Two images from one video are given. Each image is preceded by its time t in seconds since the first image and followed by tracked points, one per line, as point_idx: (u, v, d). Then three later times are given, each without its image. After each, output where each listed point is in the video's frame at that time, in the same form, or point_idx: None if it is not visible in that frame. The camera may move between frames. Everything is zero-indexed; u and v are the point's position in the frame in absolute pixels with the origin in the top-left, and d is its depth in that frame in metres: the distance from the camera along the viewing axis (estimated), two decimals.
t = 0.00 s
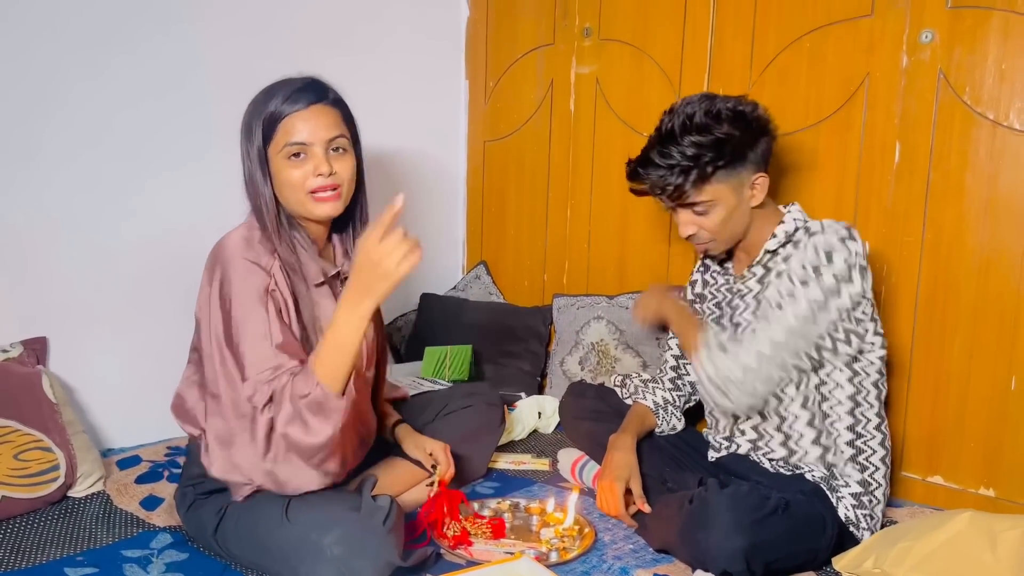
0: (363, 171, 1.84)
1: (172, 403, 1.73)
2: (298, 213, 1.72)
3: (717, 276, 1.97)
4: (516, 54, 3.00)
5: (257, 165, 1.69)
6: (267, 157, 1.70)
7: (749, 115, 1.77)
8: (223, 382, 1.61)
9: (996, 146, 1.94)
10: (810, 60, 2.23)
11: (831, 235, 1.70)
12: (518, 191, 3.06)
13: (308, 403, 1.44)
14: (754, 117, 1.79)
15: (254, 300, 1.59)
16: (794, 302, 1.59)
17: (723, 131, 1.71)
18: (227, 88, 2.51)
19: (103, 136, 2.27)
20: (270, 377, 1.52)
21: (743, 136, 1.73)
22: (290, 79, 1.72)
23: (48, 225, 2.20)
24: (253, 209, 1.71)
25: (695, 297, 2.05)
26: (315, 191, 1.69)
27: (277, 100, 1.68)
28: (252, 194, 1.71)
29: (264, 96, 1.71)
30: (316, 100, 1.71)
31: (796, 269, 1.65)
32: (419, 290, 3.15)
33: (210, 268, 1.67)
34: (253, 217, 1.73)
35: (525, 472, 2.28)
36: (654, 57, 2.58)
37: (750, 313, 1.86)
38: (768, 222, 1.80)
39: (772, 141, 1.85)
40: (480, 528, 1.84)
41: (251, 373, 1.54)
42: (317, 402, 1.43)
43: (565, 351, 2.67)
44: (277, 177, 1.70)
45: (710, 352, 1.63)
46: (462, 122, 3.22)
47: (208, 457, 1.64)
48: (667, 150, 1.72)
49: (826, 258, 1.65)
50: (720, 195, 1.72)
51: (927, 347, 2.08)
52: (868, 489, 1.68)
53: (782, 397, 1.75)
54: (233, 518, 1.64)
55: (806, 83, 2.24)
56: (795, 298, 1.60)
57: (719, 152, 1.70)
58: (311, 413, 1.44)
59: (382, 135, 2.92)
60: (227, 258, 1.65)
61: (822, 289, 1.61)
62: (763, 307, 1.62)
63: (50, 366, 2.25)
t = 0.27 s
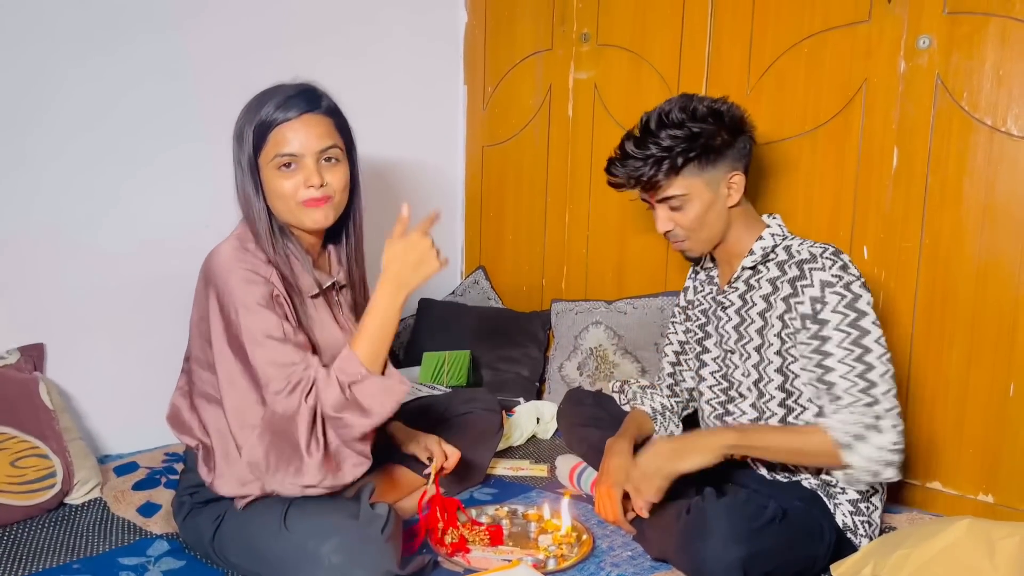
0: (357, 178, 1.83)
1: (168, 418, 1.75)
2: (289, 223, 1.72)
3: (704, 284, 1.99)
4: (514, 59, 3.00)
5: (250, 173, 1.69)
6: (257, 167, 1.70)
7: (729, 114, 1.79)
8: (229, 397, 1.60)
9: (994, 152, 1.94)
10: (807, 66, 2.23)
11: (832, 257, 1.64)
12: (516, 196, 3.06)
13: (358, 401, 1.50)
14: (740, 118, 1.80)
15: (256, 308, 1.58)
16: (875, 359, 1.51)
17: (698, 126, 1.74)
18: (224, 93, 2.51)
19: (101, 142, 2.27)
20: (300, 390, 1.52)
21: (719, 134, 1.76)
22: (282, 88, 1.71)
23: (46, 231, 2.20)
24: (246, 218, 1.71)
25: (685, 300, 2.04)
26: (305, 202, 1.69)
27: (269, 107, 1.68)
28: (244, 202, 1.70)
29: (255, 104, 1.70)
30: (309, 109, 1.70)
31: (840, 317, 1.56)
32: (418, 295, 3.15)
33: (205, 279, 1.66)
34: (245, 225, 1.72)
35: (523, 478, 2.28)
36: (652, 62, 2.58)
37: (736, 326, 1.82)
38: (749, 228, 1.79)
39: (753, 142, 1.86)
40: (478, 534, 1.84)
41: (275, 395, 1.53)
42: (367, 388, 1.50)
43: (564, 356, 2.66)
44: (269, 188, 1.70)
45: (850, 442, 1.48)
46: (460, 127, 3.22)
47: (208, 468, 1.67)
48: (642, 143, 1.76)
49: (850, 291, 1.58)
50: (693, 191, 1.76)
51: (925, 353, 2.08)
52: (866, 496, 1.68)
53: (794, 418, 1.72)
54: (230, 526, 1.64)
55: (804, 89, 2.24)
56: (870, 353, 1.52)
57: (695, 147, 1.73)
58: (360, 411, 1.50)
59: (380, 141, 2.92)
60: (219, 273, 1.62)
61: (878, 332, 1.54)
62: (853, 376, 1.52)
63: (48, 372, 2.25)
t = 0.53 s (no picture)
0: (356, 180, 1.83)
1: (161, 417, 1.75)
2: (289, 222, 1.71)
3: (703, 285, 1.98)
4: (512, 62, 2.99)
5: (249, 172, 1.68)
6: (259, 168, 1.69)
7: (746, 105, 1.80)
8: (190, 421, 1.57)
9: (992, 154, 1.94)
10: (806, 68, 2.23)
11: (840, 258, 1.66)
12: (514, 199, 3.06)
13: (301, 487, 1.59)
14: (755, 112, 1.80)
15: (238, 332, 1.58)
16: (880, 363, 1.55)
17: (713, 112, 1.75)
18: (222, 95, 2.50)
19: (97, 145, 2.27)
20: (251, 454, 1.54)
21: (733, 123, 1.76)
22: (282, 89, 1.71)
23: (43, 234, 2.20)
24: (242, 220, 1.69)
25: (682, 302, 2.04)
26: (307, 196, 1.69)
27: (268, 108, 1.68)
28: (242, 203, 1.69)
29: (255, 106, 1.70)
30: (305, 105, 1.71)
31: (848, 318, 1.59)
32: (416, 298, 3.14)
33: (197, 285, 1.63)
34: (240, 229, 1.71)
35: (521, 482, 2.27)
36: (650, 65, 2.58)
37: (738, 325, 1.81)
38: (752, 225, 1.80)
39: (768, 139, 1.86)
40: (474, 538, 1.82)
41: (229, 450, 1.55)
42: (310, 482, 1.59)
43: (562, 360, 2.65)
44: (268, 185, 1.69)
45: (866, 452, 1.49)
46: (458, 130, 3.22)
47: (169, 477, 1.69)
48: (656, 124, 1.78)
49: (858, 293, 1.60)
50: (702, 177, 1.76)
51: (924, 357, 2.07)
52: (864, 501, 1.68)
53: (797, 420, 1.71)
54: (225, 531, 1.63)
55: (802, 91, 2.24)
56: (875, 356, 1.56)
57: (708, 134, 1.74)
58: (298, 501, 1.59)
59: (378, 143, 2.92)
60: (218, 280, 1.61)
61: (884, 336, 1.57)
62: (859, 380, 1.55)
63: (44, 375, 2.24)
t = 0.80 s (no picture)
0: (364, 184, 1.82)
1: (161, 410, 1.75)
2: (296, 221, 1.70)
3: (721, 283, 1.96)
4: (512, 63, 2.99)
5: (258, 171, 1.68)
6: (269, 166, 1.68)
7: (789, 103, 1.75)
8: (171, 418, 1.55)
9: (994, 156, 1.93)
10: (806, 70, 2.22)
11: (857, 264, 1.66)
12: (514, 201, 3.05)
13: (245, 498, 1.57)
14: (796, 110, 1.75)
15: (234, 331, 1.57)
16: (862, 373, 1.56)
17: (756, 108, 1.70)
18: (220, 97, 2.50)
19: (95, 146, 2.26)
20: (211, 454, 1.51)
21: (775, 121, 1.71)
22: (291, 91, 1.71)
23: (40, 236, 2.19)
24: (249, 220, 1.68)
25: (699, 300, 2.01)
26: (315, 197, 1.68)
27: (279, 110, 1.68)
28: (249, 201, 1.68)
29: (266, 108, 1.70)
30: (317, 107, 1.71)
31: (847, 323, 1.60)
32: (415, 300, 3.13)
33: (203, 278, 1.63)
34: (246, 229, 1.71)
35: (520, 485, 2.26)
36: (650, 66, 2.57)
37: (755, 324, 1.80)
38: (778, 225, 1.77)
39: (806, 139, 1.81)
40: (473, 542, 1.81)
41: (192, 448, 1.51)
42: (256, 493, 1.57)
43: (562, 362, 2.65)
44: (276, 185, 1.68)
45: (799, 465, 1.56)
46: (458, 131, 3.21)
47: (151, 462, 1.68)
48: (697, 114, 1.73)
49: (865, 301, 1.60)
50: (737, 173, 1.72)
51: (925, 359, 2.06)
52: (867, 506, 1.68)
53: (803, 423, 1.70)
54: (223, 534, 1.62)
55: (802, 92, 2.23)
56: (861, 366, 1.57)
57: (747, 128, 1.69)
58: (241, 512, 1.57)
59: (377, 144, 2.91)
60: (226, 277, 1.60)
61: (877, 348, 1.58)
62: (835, 385, 1.57)
63: (41, 378, 2.23)
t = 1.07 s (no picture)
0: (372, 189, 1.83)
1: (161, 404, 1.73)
2: (307, 220, 1.70)
3: (747, 280, 1.96)
4: (516, 66, 2.99)
5: (270, 170, 1.65)
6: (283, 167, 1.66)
7: (835, 106, 1.75)
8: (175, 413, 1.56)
9: (1000, 159, 1.92)
10: (811, 73, 2.21)
11: (890, 266, 1.65)
12: (518, 204, 3.05)
13: (241, 492, 1.56)
14: (840, 111, 1.75)
15: (235, 330, 1.57)
16: (873, 372, 1.58)
17: (806, 106, 1.69)
18: (225, 99, 2.50)
19: (100, 148, 2.26)
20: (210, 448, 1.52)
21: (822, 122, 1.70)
22: (306, 93, 1.71)
23: (46, 238, 2.19)
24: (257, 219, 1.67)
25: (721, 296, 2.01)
26: (331, 198, 1.69)
27: (297, 112, 1.67)
28: (259, 200, 1.66)
29: (282, 107, 1.68)
30: (337, 112, 1.71)
31: (869, 322, 1.61)
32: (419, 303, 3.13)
33: (209, 274, 1.63)
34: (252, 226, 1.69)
35: (525, 488, 2.26)
36: (654, 68, 2.57)
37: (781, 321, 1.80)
38: (814, 225, 1.76)
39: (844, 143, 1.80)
40: (478, 546, 1.80)
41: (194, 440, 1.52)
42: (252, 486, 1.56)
43: (565, 365, 2.65)
44: (290, 186, 1.67)
45: (798, 460, 1.58)
46: (462, 134, 3.21)
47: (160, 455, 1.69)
48: (746, 107, 1.71)
49: (891, 302, 1.60)
50: (782, 170, 1.71)
51: (931, 363, 2.06)
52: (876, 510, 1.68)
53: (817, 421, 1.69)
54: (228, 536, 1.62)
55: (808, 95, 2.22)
56: (874, 365, 1.58)
57: (795, 126, 1.68)
58: (236, 508, 1.56)
59: (381, 145, 2.91)
60: (230, 276, 1.60)
61: (894, 350, 1.58)
62: (844, 380, 1.59)
63: (45, 380, 2.23)
